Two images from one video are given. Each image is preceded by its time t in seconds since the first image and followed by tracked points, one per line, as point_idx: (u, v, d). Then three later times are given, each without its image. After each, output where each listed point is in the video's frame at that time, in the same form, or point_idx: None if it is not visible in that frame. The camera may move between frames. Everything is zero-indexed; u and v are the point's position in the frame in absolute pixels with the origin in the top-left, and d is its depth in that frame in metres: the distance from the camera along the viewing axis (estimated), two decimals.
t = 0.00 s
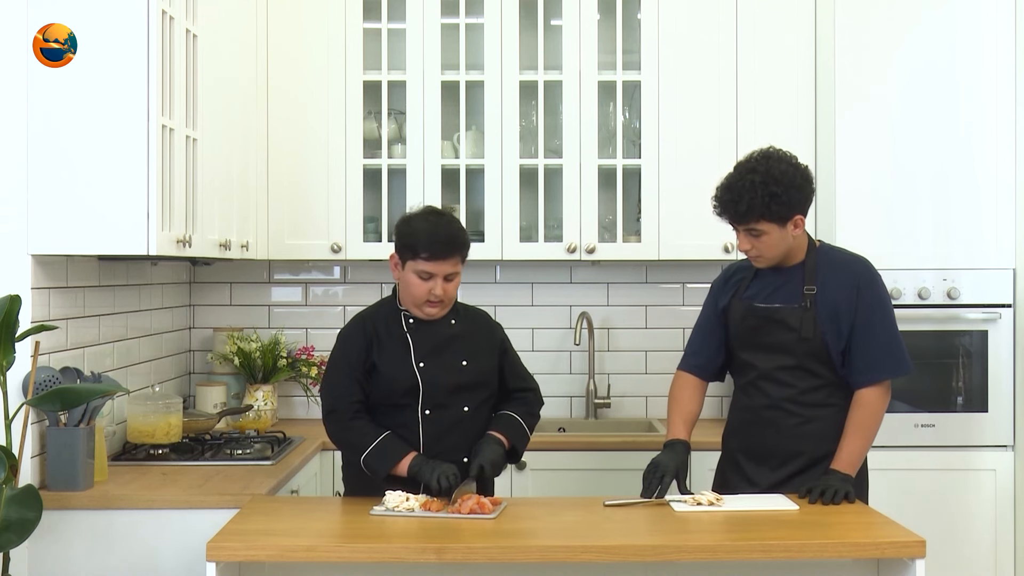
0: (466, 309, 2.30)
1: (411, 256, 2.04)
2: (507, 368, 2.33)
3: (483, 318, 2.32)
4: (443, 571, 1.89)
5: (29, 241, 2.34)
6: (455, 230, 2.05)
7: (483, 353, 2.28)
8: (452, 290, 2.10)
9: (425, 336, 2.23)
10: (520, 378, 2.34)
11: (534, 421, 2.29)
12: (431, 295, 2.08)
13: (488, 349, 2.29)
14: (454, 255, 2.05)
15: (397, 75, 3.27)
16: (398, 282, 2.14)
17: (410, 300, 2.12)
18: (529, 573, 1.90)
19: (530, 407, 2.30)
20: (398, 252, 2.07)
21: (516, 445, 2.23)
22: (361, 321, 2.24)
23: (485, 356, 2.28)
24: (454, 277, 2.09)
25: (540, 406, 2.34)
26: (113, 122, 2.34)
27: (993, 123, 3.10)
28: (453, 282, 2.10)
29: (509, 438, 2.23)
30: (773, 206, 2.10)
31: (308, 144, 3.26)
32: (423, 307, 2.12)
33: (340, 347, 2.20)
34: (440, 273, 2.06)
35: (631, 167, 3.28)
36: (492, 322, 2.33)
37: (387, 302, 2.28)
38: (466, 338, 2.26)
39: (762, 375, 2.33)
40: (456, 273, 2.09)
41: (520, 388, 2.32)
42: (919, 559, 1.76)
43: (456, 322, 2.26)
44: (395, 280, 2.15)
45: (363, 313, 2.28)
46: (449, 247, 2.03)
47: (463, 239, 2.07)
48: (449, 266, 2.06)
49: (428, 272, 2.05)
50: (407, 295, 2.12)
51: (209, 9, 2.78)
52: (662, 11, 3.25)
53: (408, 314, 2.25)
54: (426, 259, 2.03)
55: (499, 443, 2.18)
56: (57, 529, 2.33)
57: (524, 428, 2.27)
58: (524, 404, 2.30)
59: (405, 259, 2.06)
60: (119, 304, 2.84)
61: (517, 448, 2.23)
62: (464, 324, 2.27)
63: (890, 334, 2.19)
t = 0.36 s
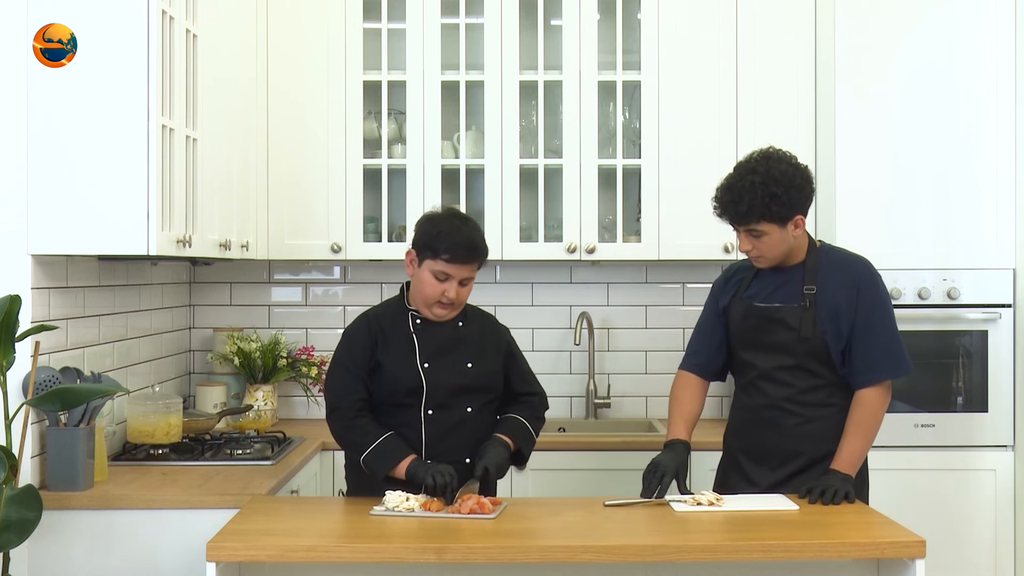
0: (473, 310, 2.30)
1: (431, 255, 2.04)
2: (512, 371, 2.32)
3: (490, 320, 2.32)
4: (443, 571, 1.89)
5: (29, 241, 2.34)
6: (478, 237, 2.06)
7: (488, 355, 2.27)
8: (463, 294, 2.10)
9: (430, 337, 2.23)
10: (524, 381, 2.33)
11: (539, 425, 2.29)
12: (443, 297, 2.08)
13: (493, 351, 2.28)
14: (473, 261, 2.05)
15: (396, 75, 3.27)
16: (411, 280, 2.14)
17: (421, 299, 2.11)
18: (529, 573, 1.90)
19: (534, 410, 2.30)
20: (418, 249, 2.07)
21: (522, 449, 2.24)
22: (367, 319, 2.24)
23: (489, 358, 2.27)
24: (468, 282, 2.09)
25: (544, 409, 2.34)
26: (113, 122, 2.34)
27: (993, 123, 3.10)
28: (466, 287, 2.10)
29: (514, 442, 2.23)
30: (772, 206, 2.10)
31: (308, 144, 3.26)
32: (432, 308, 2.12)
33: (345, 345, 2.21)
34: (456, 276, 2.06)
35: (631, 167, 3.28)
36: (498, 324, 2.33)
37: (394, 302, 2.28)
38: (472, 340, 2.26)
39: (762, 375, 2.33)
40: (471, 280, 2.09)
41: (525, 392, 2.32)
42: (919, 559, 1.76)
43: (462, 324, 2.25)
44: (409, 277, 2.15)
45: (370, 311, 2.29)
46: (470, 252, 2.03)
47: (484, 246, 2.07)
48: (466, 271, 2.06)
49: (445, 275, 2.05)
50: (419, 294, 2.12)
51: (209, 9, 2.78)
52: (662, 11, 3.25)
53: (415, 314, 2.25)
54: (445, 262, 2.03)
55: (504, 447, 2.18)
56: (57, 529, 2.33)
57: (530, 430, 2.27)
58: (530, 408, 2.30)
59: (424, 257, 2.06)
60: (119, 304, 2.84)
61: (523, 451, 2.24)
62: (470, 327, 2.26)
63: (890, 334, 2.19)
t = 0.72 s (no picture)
0: (476, 312, 2.31)
1: (436, 256, 2.04)
2: (515, 372, 2.33)
3: (493, 322, 2.33)
4: (443, 571, 1.89)
5: (29, 241, 2.34)
6: (483, 237, 2.05)
7: (491, 356, 2.28)
8: (468, 295, 2.10)
9: (434, 337, 2.23)
10: (525, 383, 2.34)
11: (545, 421, 2.30)
12: (448, 297, 2.08)
13: (496, 353, 2.29)
14: (477, 263, 2.05)
15: (396, 75, 3.27)
16: (416, 279, 2.14)
17: (426, 300, 2.12)
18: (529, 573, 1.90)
19: (538, 409, 2.31)
20: (424, 249, 2.07)
21: (527, 442, 2.24)
22: (370, 319, 2.24)
23: (493, 359, 2.28)
24: (472, 285, 2.10)
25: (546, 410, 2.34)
26: (113, 122, 2.34)
27: (993, 123, 3.10)
28: (471, 288, 2.11)
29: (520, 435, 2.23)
30: (771, 202, 2.10)
31: (308, 144, 3.26)
32: (436, 308, 2.12)
33: (348, 344, 2.21)
34: (462, 278, 2.06)
35: (631, 167, 3.28)
36: (501, 326, 2.34)
37: (397, 302, 2.28)
38: (475, 341, 2.27)
39: (760, 374, 2.33)
40: (476, 281, 2.09)
41: (529, 391, 2.33)
42: (919, 559, 1.76)
43: (466, 326, 2.26)
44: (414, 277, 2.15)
45: (373, 311, 2.28)
46: (475, 254, 2.03)
47: (489, 247, 2.07)
48: (471, 272, 2.06)
49: (449, 276, 2.06)
50: (423, 294, 2.13)
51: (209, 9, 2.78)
52: (662, 11, 3.25)
53: (418, 314, 2.25)
54: (450, 263, 2.03)
55: (509, 438, 2.18)
56: (57, 529, 2.33)
57: (535, 426, 2.28)
58: (536, 405, 2.31)
59: (429, 258, 2.06)
60: (119, 304, 2.84)
61: (528, 445, 2.24)
62: (474, 328, 2.27)
63: (888, 334, 2.19)
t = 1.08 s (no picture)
0: (477, 312, 2.31)
1: (440, 257, 2.04)
2: (516, 373, 2.33)
3: (495, 322, 2.33)
4: (443, 571, 1.89)
5: (29, 241, 2.34)
6: (483, 238, 2.05)
7: (493, 356, 2.28)
8: (471, 296, 2.10)
9: (436, 337, 2.23)
10: (526, 385, 2.34)
11: (540, 430, 2.31)
12: (451, 299, 2.08)
13: (498, 354, 2.29)
14: (480, 264, 2.05)
15: (396, 75, 3.27)
16: (419, 283, 2.14)
17: (430, 302, 2.12)
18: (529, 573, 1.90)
19: (535, 416, 2.31)
20: (427, 251, 2.07)
21: (524, 452, 2.23)
22: (371, 319, 2.23)
23: (494, 360, 2.28)
24: (476, 285, 2.09)
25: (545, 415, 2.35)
26: (113, 122, 2.34)
27: (992, 123, 3.10)
28: (475, 290, 2.10)
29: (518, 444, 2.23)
30: (766, 206, 2.09)
31: (308, 143, 3.26)
32: (441, 311, 2.12)
33: (349, 343, 2.21)
34: (466, 279, 2.06)
35: (631, 167, 3.28)
36: (502, 327, 2.34)
37: (398, 302, 2.28)
38: (476, 341, 2.26)
39: (756, 373, 2.33)
40: (479, 282, 2.09)
41: (528, 396, 2.34)
42: (919, 559, 1.76)
43: (467, 325, 2.26)
44: (417, 281, 2.15)
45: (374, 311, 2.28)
46: (477, 255, 2.03)
47: (491, 248, 2.06)
48: (473, 274, 2.06)
49: (453, 276, 2.05)
50: (427, 298, 2.12)
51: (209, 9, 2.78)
52: (662, 11, 3.25)
53: (420, 314, 2.25)
54: (455, 263, 2.03)
55: (508, 450, 2.16)
56: (57, 529, 2.33)
57: (533, 436, 2.28)
58: (533, 413, 2.32)
59: (433, 259, 2.06)
60: (119, 304, 2.84)
61: (527, 455, 2.24)
62: (475, 328, 2.27)
63: (886, 334, 2.19)
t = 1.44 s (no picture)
0: (477, 312, 2.31)
1: (438, 258, 2.04)
2: (516, 373, 2.33)
3: (495, 322, 2.33)
4: (443, 571, 1.89)
5: (29, 241, 2.34)
6: (483, 239, 2.05)
7: (494, 355, 2.28)
8: (471, 297, 2.10)
9: (436, 338, 2.23)
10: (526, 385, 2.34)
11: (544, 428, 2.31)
12: (451, 300, 2.08)
13: (499, 354, 2.29)
14: (480, 264, 2.05)
15: (397, 75, 3.27)
16: (419, 284, 2.14)
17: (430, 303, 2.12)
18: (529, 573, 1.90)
19: (536, 414, 2.32)
20: (426, 252, 2.07)
21: (535, 447, 2.23)
22: (371, 320, 2.23)
23: (495, 359, 2.28)
24: (475, 286, 2.09)
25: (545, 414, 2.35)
26: (113, 122, 2.34)
27: (992, 123, 3.10)
28: (475, 290, 2.10)
29: (526, 440, 2.22)
30: (764, 206, 2.10)
31: (308, 143, 3.26)
32: (440, 311, 2.12)
33: (349, 344, 2.20)
34: (465, 280, 2.06)
35: (631, 167, 3.28)
36: (502, 327, 2.34)
37: (398, 303, 2.28)
38: (477, 341, 2.27)
39: (756, 376, 2.33)
40: (479, 283, 2.09)
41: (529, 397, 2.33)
42: (919, 559, 1.76)
43: (467, 325, 2.26)
44: (417, 282, 2.15)
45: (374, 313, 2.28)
46: (476, 255, 2.03)
47: (491, 249, 2.06)
48: (473, 274, 2.06)
49: (452, 278, 2.05)
50: (427, 298, 2.12)
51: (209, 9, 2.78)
52: (662, 11, 3.25)
53: (421, 315, 2.24)
54: (454, 264, 2.03)
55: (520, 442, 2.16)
56: (57, 529, 2.33)
57: (538, 430, 2.28)
58: (533, 413, 2.32)
59: (433, 260, 2.06)
60: (119, 304, 2.84)
61: (535, 450, 2.22)
62: (476, 328, 2.27)
63: (886, 335, 2.19)
